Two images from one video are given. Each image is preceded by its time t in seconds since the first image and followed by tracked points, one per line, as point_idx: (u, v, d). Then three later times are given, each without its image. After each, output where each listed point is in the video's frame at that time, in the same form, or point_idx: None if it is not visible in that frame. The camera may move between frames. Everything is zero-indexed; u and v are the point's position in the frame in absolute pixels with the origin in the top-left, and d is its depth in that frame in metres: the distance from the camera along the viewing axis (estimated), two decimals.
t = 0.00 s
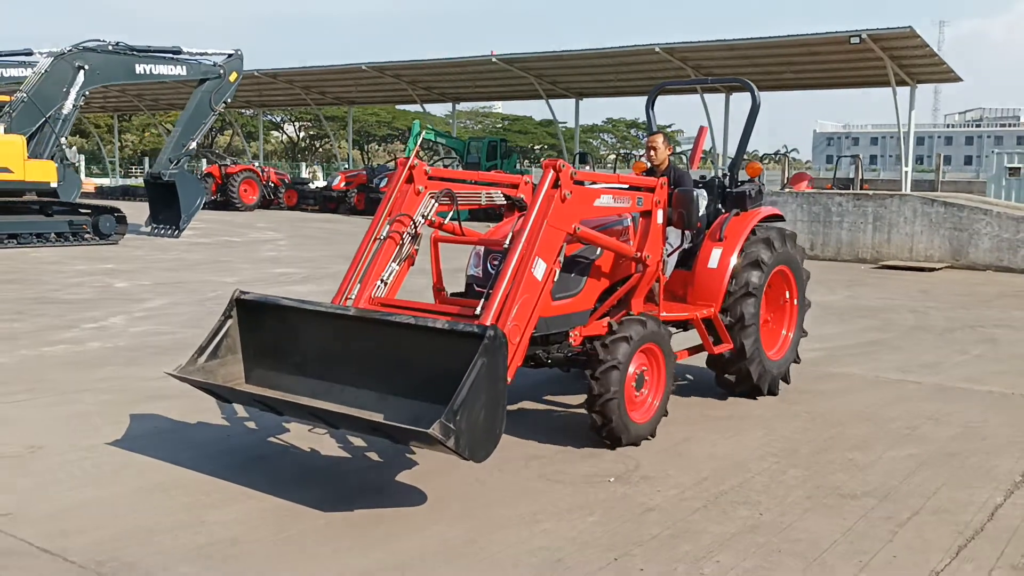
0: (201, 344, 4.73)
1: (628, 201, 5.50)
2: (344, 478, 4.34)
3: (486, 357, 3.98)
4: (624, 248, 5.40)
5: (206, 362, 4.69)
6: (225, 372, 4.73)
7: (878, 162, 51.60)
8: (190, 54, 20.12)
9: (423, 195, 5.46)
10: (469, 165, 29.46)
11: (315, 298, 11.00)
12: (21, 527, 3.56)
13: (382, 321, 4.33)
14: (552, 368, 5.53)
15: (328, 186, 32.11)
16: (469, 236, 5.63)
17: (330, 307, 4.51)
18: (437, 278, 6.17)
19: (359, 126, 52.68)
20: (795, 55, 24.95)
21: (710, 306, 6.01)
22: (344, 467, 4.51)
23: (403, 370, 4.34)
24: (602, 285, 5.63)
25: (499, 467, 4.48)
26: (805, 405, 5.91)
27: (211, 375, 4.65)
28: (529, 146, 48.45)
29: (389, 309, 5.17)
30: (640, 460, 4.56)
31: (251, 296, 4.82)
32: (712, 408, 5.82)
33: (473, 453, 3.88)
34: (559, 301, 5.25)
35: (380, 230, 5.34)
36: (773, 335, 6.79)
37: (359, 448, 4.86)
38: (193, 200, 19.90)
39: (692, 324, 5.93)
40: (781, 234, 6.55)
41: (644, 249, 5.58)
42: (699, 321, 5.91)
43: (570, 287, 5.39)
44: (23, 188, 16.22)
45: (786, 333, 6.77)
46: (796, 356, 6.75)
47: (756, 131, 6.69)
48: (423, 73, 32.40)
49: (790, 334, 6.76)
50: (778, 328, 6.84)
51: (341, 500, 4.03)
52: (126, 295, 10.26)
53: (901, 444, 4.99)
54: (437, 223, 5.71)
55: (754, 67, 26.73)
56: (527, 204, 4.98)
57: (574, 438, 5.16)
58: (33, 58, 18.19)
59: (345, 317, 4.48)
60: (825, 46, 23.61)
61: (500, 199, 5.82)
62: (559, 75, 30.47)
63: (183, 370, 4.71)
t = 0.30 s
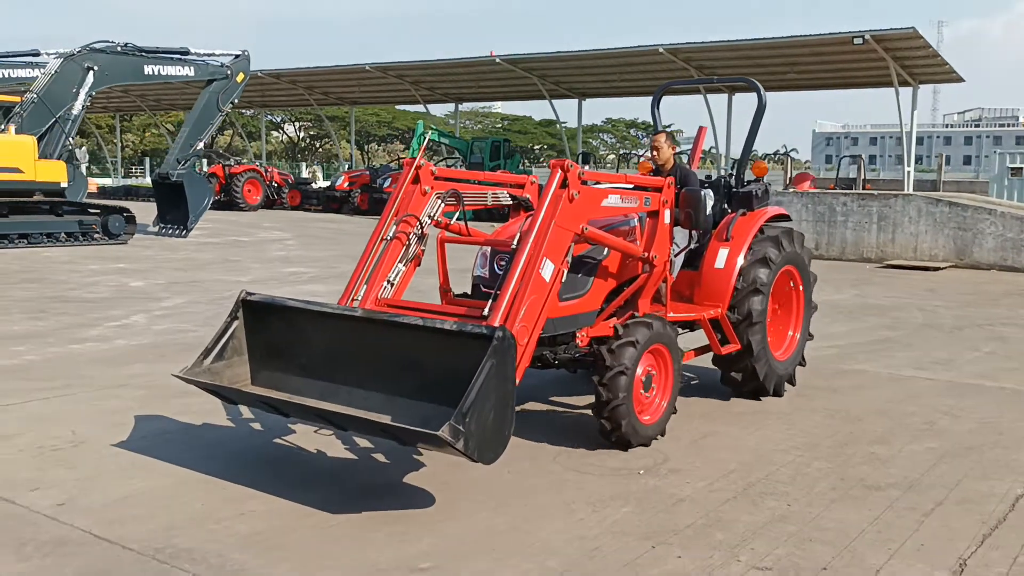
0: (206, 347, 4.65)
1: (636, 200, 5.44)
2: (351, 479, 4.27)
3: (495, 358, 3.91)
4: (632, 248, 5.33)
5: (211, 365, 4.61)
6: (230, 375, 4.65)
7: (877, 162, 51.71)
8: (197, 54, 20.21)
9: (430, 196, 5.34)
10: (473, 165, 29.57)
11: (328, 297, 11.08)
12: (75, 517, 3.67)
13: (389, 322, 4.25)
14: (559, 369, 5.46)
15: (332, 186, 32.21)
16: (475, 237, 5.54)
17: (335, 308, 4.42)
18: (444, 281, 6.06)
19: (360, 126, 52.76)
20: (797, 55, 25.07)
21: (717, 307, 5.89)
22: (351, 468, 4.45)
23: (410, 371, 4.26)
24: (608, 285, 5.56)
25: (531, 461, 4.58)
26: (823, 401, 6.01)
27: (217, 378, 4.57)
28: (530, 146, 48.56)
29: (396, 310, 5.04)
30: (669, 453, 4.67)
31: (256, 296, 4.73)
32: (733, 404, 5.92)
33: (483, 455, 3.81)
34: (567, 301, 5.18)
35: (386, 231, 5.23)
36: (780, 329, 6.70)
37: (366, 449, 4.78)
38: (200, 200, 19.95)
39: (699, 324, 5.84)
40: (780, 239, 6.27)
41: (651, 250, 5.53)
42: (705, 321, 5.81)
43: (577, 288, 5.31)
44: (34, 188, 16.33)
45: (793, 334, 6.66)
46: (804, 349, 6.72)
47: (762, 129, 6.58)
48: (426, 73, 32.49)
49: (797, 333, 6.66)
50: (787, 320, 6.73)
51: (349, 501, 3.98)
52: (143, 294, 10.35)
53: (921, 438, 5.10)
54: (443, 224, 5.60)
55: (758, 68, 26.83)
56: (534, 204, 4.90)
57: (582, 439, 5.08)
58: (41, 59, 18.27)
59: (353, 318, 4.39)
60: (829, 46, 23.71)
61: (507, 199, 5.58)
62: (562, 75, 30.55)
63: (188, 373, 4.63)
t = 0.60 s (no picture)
0: (208, 349, 4.62)
1: (638, 201, 5.35)
2: (354, 480, 4.27)
3: (498, 361, 3.89)
4: (634, 249, 5.23)
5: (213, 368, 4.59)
6: (232, 378, 4.63)
7: (877, 162, 51.88)
8: (206, 56, 20.35)
9: (431, 198, 5.30)
10: (477, 166, 29.72)
11: (341, 297, 11.23)
12: (127, 506, 3.82)
13: (393, 325, 4.23)
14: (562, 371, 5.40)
15: (337, 187, 32.37)
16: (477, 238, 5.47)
17: (337, 310, 4.42)
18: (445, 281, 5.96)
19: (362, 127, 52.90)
20: (800, 57, 25.21)
21: (719, 307, 5.89)
22: (354, 470, 4.45)
23: (415, 374, 4.26)
24: (610, 286, 5.49)
25: (557, 455, 4.73)
26: (837, 396, 6.17)
27: (219, 380, 4.55)
28: (532, 147, 48.71)
29: (398, 311, 4.99)
30: (692, 446, 4.84)
31: (257, 300, 4.72)
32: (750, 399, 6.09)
33: (486, 459, 3.80)
34: (569, 303, 5.13)
35: (387, 233, 5.20)
36: (784, 328, 6.70)
37: (368, 451, 4.78)
38: (209, 201, 20.07)
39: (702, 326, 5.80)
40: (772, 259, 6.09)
41: (653, 251, 5.43)
42: (708, 322, 5.77)
43: (580, 289, 5.25)
44: (46, 188, 16.48)
45: (795, 334, 6.64)
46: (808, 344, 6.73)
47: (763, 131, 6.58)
48: (430, 74, 32.59)
49: (800, 334, 6.65)
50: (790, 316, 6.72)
51: (352, 502, 3.98)
52: (161, 293, 10.51)
53: (934, 431, 5.25)
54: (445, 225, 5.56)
55: (761, 69, 27.00)
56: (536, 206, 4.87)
57: (583, 442, 5.08)
58: (51, 61, 18.41)
59: (354, 322, 4.38)
60: (832, 48, 23.88)
61: (509, 201, 5.46)
62: (565, 76, 30.67)
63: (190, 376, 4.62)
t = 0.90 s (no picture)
0: (204, 350, 4.50)
1: (639, 200, 5.24)
2: (353, 483, 4.20)
3: (498, 361, 3.78)
4: (635, 248, 5.11)
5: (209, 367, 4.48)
6: (229, 379, 4.51)
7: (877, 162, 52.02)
8: (214, 57, 20.46)
9: (430, 196, 5.15)
10: (481, 166, 29.84)
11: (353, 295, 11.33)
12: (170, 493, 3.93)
13: (392, 323, 4.13)
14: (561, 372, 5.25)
15: (341, 187, 32.48)
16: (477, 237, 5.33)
17: (335, 309, 4.31)
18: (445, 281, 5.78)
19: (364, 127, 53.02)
20: (804, 57, 25.32)
21: (721, 307, 5.72)
22: (353, 472, 4.36)
23: (415, 374, 4.16)
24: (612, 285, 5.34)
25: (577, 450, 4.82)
26: (852, 391, 6.29)
27: (215, 381, 4.43)
28: (535, 146, 48.83)
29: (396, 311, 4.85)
30: (713, 438, 4.95)
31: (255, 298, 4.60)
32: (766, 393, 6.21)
33: (486, 461, 3.69)
34: (570, 302, 4.98)
35: (386, 231, 5.05)
36: (786, 327, 6.56)
37: (368, 452, 4.68)
38: (218, 201, 20.18)
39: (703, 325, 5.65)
40: (763, 285, 5.85)
41: (655, 250, 5.31)
42: (710, 322, 5.62)
43: (581, 288, 5.10)
44: (57, 188, 16.61)
45: (798, 333, 6.52)
46: (811, 345, 6.59)
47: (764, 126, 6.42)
48: (434, 74, 32.70)
49: (802, 333, 6.52)
50: (793, 311, 6.60)
51: (350, 505, 3.89)
52: (176, 292, 10.61)
53: (949, 424, 5.37)
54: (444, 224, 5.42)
55: (765, 69, 27.11)
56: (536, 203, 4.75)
57: (585, 444, 4.97)
58: (60, 61, 18.49)
59: (353, 321, 4.26)
60: (836, 48, 24.00)
61: (509, 200, 5.57)
62: (569, 76, 30.76)
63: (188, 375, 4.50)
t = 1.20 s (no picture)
0: (198, 355, 4.47)
1: (638, 201, 5.19)
2: (352, 489, 4.17)
3: (498, 368, 3.75)
4: (633, 250, 5.06)
5: (202, 374, 4.44)
6: (222, 386, 4.47)
7: (869, 162, 52.21)
8: (215, 57, 20.49)
9: (426, 197, 5.09)
10: (478, 166, 29.91)
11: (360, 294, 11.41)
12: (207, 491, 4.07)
13: (386, 330, 4.08)
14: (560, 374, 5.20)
15: (338, 187, 32.52)
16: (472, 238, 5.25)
17: (330, 315, 4.26)
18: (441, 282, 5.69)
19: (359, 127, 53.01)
20: (801, 58, 25.46)
21: (719, 308, 5.70)
22: (350, 479, 4.32)
23: (411, 380, 4.11)
24: (610, 287, 5.28)
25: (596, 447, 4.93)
26: (862, 387, 6.42)
27: (209, 388, 4.39)
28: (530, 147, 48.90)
29: (393, 316, 4.81)
30: (730, 433, 5.07)
31: (247, 302, 4.55)
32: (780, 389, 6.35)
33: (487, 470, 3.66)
34: (568, 305, 4.93)
35: (381, 233, 4.98)
36: (785, 329, 6.54)
37: (366, 457, 4.65)
38: (218, 200, 20.21)
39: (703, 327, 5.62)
40: (761, 291, 5.81)
41: (653, 251, 5.26)
42: (709, 324, 5.59)
43: (578, 291, 5.04)
44: (59, 188, 16.66)
45: (796, 335, 6.47)
46: (810, 347, 6.55)
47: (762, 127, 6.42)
48: (431, 74, 32.74)
49: (801, 335, 6.47)
50: (792, 311, 6.58)
51: (348, 512, 3.87)
52: (184, 291, 10.68)
53: (960, 419, 5.50)
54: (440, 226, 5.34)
55: (761, 70, 27.26)
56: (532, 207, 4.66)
57: (584, 448, 4.93)
58: (59, 62, 18.50)
59: (347, 327, 4.25)
60: (832, 50, 24.17)
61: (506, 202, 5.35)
62: (566, 77, 30.86)
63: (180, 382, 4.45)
